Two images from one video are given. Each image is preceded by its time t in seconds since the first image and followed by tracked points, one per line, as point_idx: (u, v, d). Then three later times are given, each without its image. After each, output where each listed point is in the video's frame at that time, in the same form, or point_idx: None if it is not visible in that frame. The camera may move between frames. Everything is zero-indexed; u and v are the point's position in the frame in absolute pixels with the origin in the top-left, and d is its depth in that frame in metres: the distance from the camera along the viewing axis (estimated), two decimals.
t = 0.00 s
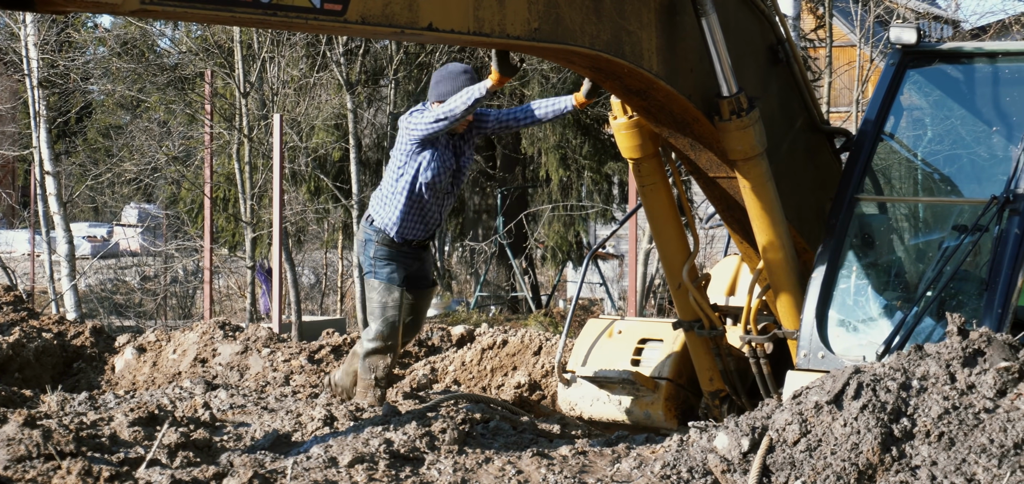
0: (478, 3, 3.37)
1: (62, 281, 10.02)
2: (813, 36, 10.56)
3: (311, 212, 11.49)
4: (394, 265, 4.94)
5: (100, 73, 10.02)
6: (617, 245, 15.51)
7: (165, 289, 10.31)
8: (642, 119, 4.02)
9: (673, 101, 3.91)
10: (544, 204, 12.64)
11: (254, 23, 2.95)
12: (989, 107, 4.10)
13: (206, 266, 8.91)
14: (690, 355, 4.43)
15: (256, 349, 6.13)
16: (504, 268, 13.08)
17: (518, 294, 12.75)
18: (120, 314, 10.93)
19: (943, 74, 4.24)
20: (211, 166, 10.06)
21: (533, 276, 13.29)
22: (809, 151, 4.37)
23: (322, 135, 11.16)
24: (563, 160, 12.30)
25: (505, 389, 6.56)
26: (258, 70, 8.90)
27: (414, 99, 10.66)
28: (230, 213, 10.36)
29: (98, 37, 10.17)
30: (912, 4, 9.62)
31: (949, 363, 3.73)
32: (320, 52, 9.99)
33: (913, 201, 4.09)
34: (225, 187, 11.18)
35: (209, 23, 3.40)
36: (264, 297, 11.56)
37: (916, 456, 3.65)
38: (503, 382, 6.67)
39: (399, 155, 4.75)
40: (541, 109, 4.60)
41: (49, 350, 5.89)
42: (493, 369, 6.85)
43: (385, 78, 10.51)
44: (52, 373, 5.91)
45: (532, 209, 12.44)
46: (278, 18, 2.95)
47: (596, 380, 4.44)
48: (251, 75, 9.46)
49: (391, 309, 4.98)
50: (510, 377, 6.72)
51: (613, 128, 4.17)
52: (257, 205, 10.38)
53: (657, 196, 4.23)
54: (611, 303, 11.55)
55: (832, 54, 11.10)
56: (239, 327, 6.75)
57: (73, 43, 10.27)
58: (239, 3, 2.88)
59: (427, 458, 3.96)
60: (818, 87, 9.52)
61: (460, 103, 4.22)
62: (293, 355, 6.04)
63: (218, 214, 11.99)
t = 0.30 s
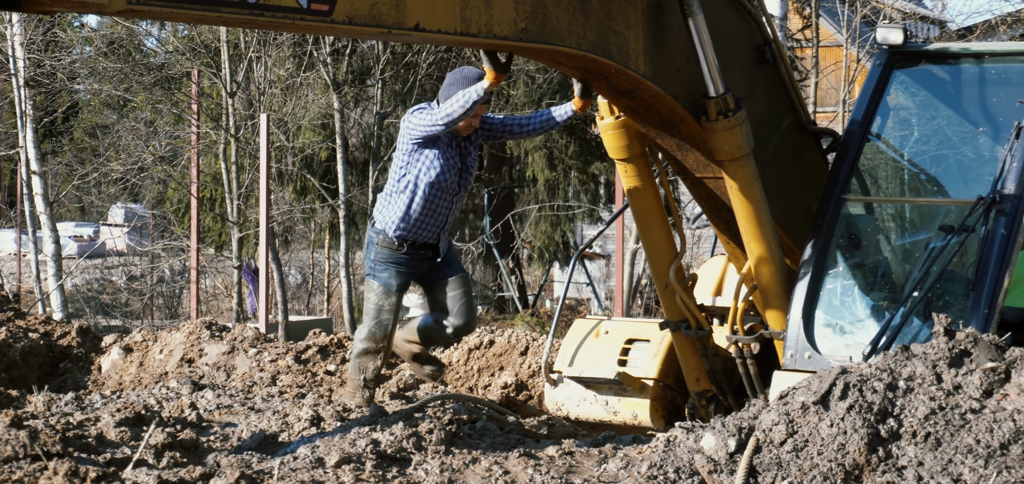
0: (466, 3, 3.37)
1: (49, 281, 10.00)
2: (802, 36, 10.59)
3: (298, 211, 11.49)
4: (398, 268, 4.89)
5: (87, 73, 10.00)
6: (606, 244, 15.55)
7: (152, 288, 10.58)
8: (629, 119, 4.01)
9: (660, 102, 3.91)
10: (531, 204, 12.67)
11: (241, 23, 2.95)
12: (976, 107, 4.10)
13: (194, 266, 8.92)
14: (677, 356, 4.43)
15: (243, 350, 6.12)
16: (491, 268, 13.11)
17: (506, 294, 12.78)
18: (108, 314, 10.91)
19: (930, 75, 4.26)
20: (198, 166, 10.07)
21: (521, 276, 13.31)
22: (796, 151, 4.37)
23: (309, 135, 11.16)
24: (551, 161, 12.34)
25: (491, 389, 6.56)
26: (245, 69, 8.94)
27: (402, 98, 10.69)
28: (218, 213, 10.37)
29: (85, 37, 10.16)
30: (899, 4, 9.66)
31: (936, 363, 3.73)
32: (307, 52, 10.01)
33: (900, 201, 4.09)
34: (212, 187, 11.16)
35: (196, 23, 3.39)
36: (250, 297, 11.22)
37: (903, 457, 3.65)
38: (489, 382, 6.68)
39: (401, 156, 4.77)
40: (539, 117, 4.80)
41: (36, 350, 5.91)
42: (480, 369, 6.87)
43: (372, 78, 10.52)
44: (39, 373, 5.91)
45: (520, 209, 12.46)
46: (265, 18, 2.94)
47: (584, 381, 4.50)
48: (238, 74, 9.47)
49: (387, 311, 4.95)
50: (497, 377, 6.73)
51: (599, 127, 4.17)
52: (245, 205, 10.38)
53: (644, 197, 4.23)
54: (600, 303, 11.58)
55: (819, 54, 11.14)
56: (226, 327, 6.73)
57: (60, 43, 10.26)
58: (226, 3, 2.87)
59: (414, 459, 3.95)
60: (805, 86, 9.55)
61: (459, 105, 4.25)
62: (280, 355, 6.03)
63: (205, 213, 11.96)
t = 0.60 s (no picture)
0: (452, 2, 3.36)
1: (35, 281, 9.98)
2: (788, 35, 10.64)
3: (285, 211, 11.50)
4: (408, 276, 4.78)
5: (73, 72, 10.00)
6: (591, 244, 15.60)
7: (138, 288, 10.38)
8: (616, 119, 4.01)
9: (646, 101, 3.91)
10: (517, 204, 12.69)
11: (227, 22, 2.94)
12: (962, 106, 4.10)
13: (179, 265, 8.92)
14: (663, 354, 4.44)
15: (230, 349, 6.10)
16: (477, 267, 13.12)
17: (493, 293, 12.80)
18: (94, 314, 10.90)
19: (916, 75, 4.27)
20: (184, 165, 10.07)
21: (506, 275, 13.33)
22: (783, 151, 4.38)
23: (294, 134, 11.16)
24: (536, 161, 12.39)
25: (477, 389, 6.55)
26: (231, 69, 8.97)
27: (388, 97, 10.71)
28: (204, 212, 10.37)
29: (70, 36, 10.16)
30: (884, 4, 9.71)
31: (922, 363, 3.73)
32: (293, 51, 10.05)
33: (886, 201, 4.10)
34: (199, 187, 11.14)
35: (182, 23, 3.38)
36: (237, 296, 11.37)
37: (890, 456, 3.65)
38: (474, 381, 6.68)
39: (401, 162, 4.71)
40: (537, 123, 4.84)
41: (22, 350, 5.91)
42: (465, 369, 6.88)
43: (359, 77, 10.54)
44: (25, 373, 5.91)
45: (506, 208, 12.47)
46: (252, 17, 2.93)
47: (570, 380, 4.50)
48: (224, 74, 9.48)
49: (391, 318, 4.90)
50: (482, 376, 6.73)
51: (586, 127, 4.16)
52: (231, 205, 10.38)
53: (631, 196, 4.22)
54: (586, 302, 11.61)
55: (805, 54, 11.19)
56: (213, 327, 6.71)
57: (45, 42, 10.25)
58: (213, 3, 2.86)
59: (401, 459, 3.94)
60: (791, 86, 9.58)
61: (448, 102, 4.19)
62: (266, 355, 6.01)
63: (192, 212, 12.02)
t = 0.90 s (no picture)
0: (439, 2, 3.36)
1: (22, 280, 9.97)
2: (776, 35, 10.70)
3: (271, 210, 11.51)
4: (406, 289, 4.72)
5: (60, 71, 10.02)
6: (579, 244, 15.63)
7: (124, 287, 10.49)
8: (603, 118, 4.02)
9: (633, 100, 3.91)
10: (504, 203, 12.71)
11: (214, 22, 2.94)
12: (949, 106, 4.11)
13: (166, 264, 8.94)
14: (650, 353, 4.46)
15: (216, 349, 6.07)
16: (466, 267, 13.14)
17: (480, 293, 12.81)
18: (80, 313, 10.89)
19: (903, 74, 4.28)
20: (170, 164, 10.09)
21: (493, 275, 13.35)
22: (770, 150, 4.39)
23: (281, 134, 11.17)
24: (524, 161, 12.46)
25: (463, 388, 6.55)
26: (218, 68, 9.02)
27: (375, 96, 10.75)
28: (190, 212, 10.38)
29: (56, 35, 10.18)
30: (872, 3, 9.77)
31: (909, 362, 3.73)
32: (280, 50, 10.09)
33: (872, 200, 4.10)
34: (185, 186, 11.20)
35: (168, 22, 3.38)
36: (225, 295, 11.54)
37: (876, 455, 3.65)
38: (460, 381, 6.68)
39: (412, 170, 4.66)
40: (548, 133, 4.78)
41: (8, 349, 5.92)
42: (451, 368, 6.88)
43: (346, 76, 10.57)
44: (11, 372, 5.92)
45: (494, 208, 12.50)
46: (239, 16, 2.94)
47: (557, 379, 4.53)
48: (211, 73, 9.49)
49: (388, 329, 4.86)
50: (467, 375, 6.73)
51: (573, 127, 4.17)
52: (217, 204, 10.38)
53: (617, 196, 4.23)
54: (572, 301, 11.64)
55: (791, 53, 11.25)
56: (200, 326, 6.69)
57: (31, 41, 10.25)
58: (199, 3, 2.86)
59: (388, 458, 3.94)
60: (778, 85, 9.63)
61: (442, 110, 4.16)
62: (253, 354, 5.99)
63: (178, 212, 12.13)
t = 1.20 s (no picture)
0: (426, 1, 3.35)
1: (9, 279, 9.96)
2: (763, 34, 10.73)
3: (258, 209, 11.52)
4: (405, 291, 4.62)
5: (47, 70, 10.03)
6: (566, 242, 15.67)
7: (112, 286, 10.50)
8: (590, 117, 4.02)
9: (620, 100, 3.92)
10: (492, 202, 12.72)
11: (201, 20, 2.94)
12: (936, 105, 4.12)
13: (154, 263, 8.94)
14: (637, 352, 4.45)
15: (203, 348, 6.06)
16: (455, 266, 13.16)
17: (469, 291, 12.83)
18: (67, 312, 10.88)
19: (890, 73, 4.29)
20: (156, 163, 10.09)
21: (482, 274, 13.37)
22: (756, 149, 4.39)
23: (268, 133, 11.13)
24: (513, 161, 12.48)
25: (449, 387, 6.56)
26: (205, 66, 9.04)
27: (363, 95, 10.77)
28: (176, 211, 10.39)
29: (43, 34, 10.18)
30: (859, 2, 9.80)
31: (896, 361, 3.73)
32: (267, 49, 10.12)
33: (859, 199, 4.11)
34: (171, 185, 11.21)
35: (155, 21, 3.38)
36: (211, 295, 11.66)
37: (864, 454, 3.65)
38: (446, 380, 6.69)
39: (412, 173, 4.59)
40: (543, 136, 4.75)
41: None
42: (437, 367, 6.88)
43: (334, 75, 10.59)
44: None
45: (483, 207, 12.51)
46: (225, 15, 2.94)
47: (544, 378, 4.54)
48: (198, 72, 9.51)
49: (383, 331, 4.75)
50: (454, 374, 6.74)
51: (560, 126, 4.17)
52: (204, 203, 10.39)
53: (605, 195, 4.23)
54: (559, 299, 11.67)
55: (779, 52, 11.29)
56: (188, 326, 6.68)
57: (17, 40, 10.26)
58: (186, 2, 2.86)
59: (375, 457, 3.93)
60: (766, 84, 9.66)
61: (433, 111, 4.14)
62: (241, 354, 5.98)
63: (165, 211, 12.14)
